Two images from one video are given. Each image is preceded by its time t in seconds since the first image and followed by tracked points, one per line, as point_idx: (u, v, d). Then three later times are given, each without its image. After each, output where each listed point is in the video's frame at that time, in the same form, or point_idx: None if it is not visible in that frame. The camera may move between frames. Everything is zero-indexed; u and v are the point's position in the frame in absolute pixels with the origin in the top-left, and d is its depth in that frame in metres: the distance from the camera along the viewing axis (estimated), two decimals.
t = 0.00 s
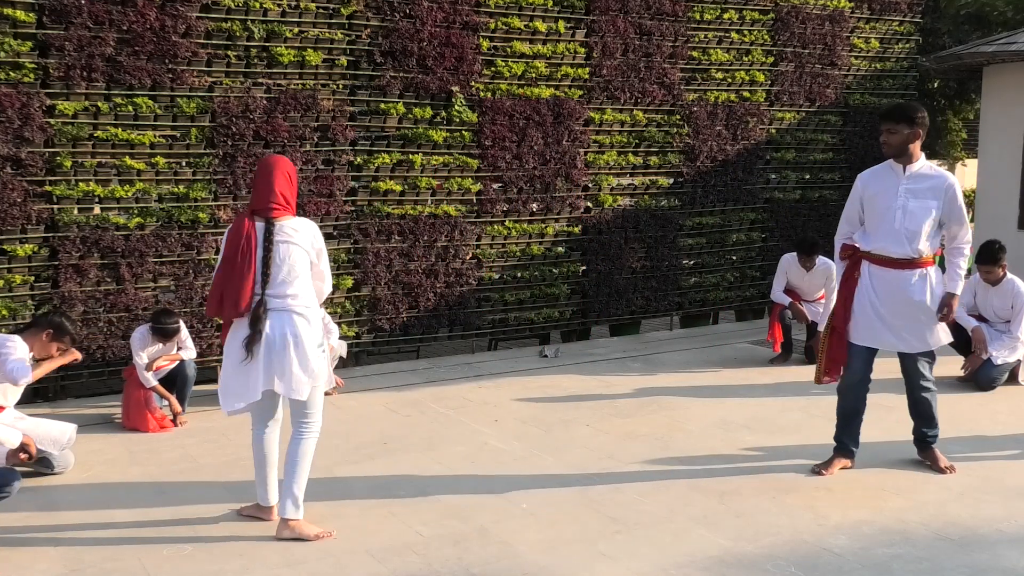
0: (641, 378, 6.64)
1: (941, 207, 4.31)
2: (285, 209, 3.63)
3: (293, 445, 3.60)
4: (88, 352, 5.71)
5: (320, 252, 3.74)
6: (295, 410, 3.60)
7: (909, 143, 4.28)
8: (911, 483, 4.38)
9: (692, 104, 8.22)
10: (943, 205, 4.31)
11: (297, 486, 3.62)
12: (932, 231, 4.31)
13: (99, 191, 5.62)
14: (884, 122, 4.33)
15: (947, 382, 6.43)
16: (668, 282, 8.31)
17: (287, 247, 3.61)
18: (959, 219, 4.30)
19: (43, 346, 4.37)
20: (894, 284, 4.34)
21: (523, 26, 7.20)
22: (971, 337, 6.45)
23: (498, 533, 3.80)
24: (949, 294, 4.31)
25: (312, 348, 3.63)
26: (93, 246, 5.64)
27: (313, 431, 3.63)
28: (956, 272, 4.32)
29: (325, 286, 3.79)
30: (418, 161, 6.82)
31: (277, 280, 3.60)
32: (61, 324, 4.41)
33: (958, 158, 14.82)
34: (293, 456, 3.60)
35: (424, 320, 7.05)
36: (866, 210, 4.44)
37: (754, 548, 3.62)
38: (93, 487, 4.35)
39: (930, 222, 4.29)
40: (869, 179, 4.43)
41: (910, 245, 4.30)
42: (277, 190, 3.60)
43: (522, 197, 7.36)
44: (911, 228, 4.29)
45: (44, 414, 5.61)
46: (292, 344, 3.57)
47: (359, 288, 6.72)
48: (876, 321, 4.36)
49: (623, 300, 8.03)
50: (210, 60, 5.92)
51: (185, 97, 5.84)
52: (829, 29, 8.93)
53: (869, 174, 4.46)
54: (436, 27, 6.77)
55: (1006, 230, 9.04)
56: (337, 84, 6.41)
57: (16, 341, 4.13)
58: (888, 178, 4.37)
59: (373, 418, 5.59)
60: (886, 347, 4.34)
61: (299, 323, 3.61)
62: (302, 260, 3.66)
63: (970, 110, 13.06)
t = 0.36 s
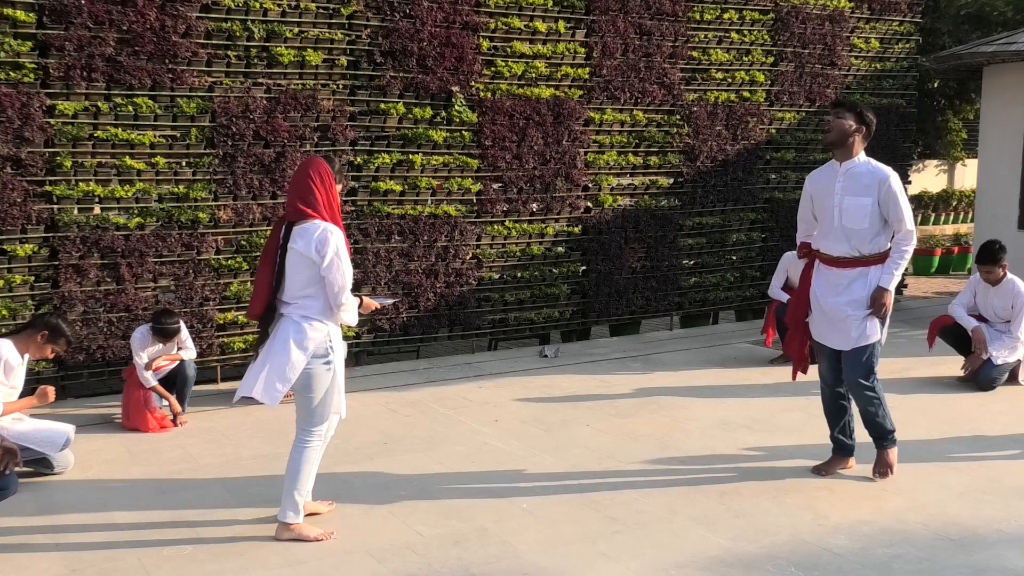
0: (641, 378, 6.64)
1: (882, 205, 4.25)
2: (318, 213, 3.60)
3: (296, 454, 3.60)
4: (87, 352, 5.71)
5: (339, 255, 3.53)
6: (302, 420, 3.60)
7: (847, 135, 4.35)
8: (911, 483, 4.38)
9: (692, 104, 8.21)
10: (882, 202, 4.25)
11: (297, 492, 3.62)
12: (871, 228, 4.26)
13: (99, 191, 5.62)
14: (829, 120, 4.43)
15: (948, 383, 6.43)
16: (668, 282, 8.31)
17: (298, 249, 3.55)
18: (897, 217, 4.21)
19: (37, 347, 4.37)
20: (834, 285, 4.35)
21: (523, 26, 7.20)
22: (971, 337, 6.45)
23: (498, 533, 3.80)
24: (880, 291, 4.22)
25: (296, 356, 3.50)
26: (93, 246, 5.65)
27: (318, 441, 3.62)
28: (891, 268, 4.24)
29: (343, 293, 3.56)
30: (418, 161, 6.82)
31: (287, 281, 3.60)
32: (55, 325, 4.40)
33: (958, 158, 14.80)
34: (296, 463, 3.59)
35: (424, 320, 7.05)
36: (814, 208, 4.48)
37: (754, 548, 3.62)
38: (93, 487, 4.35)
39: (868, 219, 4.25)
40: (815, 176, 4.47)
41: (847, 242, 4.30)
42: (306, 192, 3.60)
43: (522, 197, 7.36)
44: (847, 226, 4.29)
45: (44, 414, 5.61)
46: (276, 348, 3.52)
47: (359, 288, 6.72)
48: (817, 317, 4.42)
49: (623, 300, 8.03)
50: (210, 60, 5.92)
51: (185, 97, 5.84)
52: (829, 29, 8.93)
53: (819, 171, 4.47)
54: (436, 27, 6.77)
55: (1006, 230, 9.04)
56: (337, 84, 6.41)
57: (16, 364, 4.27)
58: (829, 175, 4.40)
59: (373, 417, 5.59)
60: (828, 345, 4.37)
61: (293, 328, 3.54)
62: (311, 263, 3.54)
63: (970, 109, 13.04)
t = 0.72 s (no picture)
0: (641, 378, 6.64)
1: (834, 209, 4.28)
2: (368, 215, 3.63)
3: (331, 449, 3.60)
4: (88, 352, 5.71)
5: (372, 254, 3.52)
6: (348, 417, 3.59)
7: (795, 145, 4.38)
8: (912, 483, 4.38)
9: (692, 104, 8.21)
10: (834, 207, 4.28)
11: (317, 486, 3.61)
12: (824, 232, 4.30)
13: (99, 191, 5.62)
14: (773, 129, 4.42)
15: (948, 382, 6.43)
16: (668, 282, 8.31)
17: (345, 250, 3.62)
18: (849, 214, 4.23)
19: (26, 345, 4.40)
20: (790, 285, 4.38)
21: (523, 26, 7.20)
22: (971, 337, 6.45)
23: (498, 533, 3.80)
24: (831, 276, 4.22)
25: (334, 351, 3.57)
26: (93, 246, 5.65)
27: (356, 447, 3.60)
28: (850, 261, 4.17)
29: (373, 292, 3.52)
30: (418, 161, 6.82)
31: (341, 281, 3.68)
32: (42, 322, 4.41)
33: (958, 158, 14.80)
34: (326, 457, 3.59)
35: (424, 320, 7.05)
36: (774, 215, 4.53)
37: (754, 548, 3.62)
38: (93, 487, 4.35)
39: (820, 224, 4.31)
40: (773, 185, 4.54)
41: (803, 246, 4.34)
42: (358, 196, 3.66)
43: (522, 197, 7.36)
44: (799, 232, 4.34)
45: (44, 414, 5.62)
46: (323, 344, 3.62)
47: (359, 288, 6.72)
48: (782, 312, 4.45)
49: (623, 300, 8.03)
50: (210, 60, 5.93)
51: (185, 97, 5.84)
52: (829, 29, 8.93)
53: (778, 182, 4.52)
54: (435, 27, 6.77)
55: (1006, 230, 9.03)
56: (337, 84, 6.41)
57: (12, 365, 4.30)
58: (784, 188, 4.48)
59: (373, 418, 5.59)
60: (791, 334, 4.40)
61: (340, 325, 3.62)
62: (351, 263, 3.57)
63: (970, 110, 13.04)
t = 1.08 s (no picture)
0: (641, 378, 6.64)
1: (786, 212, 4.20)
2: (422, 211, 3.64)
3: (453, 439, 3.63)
4: (87, 352, 5.71)
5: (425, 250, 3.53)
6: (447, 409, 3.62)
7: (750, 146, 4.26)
8: (912, 483, 4.38)
9: (692, 104, 8.21)
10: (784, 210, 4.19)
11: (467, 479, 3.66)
12: (774, 235, 4.24)
13: (99, 191, 5.62)
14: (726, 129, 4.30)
15: (948, 382, 6.43)
16: (668, 282, 8.31)
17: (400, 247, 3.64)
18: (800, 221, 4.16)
19: (22, 346, 4.32)
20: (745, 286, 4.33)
21: (523, 26, 7.20)
22: (971, 337, 6.45)
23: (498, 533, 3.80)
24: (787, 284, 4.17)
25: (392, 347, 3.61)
26: (93, 246, 5.65)
27: (471, 425, 3.66)
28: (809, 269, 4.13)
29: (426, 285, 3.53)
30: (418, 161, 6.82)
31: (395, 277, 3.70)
32: (37, 323, 4.33)
33: (958, 158, 14.80)
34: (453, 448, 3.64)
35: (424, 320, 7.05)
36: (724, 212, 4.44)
37: (754, 548, 3.62)
38: (93, 487, 4.35)
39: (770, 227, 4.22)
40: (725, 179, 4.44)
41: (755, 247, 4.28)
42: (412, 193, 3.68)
43: (522, 198, 7.36)
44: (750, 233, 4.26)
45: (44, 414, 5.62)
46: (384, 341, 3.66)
47: (359, 287, 6.73)
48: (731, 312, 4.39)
49: (623, 300, 8.03)
50: (210, 60, 5.93)
51: (185, 97, 5.84)
52: (829, 29, 8.93)
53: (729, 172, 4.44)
54: (436, 27, 6.77)
55: (1006, 230, 9.03)
56: (337, 84, 6.41)
57: (8, 367, 4.25)
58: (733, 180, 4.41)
59: (373, 418, 5.59)
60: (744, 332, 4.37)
61: (393, 320, 3.64)
62: (405, 258, 3.59)
63: (970, 110, 13.04)
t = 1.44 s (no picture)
0: (641, 378, 6.64)
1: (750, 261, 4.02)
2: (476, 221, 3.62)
3: (477, 447, 3.65)
4: (87, 352, 5.71)
5: (478, 261, 3.53)
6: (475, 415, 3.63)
7: (708, 203, 3.98)
8: (912, 483, 4.38)
9: (692, 104, 8.21)
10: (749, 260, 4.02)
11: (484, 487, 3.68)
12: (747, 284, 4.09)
13: (99, 191, 5.62)
14: (678, 181, 4.04)
15: (948, 383, 6.43)
16: (668, 282, 8.31)
17: (449, 252, 3.63)
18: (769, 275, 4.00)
19: (20, 347, 4.30)
20: (715, 333, 4.18)
21: (523, 26, 7.20)
22: (971, 337, 6.45)
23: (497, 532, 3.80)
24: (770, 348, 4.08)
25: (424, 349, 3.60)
26: (93, 246, 5.65)
27: (498, 431, 3.67)
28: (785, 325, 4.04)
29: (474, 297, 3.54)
30: (418, 161, 6.82)
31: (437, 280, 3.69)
32: (37, 325, 4.30)
33: (959, 158, 14.80)
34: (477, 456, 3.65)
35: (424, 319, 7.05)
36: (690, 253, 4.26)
37: (754, 548, 3.62)
38: (94, 487, 4.35)
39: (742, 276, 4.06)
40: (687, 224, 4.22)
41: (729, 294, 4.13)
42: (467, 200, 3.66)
43: (522, 197, 7.36)
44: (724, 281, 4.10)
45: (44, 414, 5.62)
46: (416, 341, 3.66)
47: (359, 287, 6.73)
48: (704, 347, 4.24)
49: (623, 300, 8.03)
50: (210, 60, 5.93)
51: (185, 97, 5.84)
52: (829, 29, 8.93)
53: (682, 214, 4.23)
54: (436, 27, 6.77)
55: (1006, 230, 9.03)
56: (337, 84, 6.41)
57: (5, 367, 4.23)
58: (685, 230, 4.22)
59: (373, 418, 5.59)
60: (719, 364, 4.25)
61: (432, 322, 3.63)
62: (454, 266, 3.58)
63: (970, 110, 13.04)
